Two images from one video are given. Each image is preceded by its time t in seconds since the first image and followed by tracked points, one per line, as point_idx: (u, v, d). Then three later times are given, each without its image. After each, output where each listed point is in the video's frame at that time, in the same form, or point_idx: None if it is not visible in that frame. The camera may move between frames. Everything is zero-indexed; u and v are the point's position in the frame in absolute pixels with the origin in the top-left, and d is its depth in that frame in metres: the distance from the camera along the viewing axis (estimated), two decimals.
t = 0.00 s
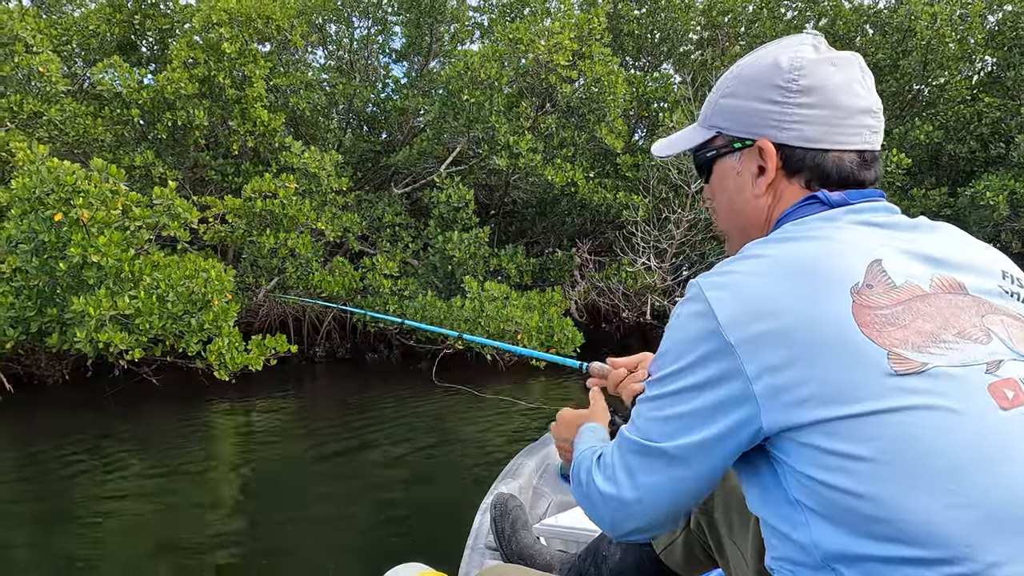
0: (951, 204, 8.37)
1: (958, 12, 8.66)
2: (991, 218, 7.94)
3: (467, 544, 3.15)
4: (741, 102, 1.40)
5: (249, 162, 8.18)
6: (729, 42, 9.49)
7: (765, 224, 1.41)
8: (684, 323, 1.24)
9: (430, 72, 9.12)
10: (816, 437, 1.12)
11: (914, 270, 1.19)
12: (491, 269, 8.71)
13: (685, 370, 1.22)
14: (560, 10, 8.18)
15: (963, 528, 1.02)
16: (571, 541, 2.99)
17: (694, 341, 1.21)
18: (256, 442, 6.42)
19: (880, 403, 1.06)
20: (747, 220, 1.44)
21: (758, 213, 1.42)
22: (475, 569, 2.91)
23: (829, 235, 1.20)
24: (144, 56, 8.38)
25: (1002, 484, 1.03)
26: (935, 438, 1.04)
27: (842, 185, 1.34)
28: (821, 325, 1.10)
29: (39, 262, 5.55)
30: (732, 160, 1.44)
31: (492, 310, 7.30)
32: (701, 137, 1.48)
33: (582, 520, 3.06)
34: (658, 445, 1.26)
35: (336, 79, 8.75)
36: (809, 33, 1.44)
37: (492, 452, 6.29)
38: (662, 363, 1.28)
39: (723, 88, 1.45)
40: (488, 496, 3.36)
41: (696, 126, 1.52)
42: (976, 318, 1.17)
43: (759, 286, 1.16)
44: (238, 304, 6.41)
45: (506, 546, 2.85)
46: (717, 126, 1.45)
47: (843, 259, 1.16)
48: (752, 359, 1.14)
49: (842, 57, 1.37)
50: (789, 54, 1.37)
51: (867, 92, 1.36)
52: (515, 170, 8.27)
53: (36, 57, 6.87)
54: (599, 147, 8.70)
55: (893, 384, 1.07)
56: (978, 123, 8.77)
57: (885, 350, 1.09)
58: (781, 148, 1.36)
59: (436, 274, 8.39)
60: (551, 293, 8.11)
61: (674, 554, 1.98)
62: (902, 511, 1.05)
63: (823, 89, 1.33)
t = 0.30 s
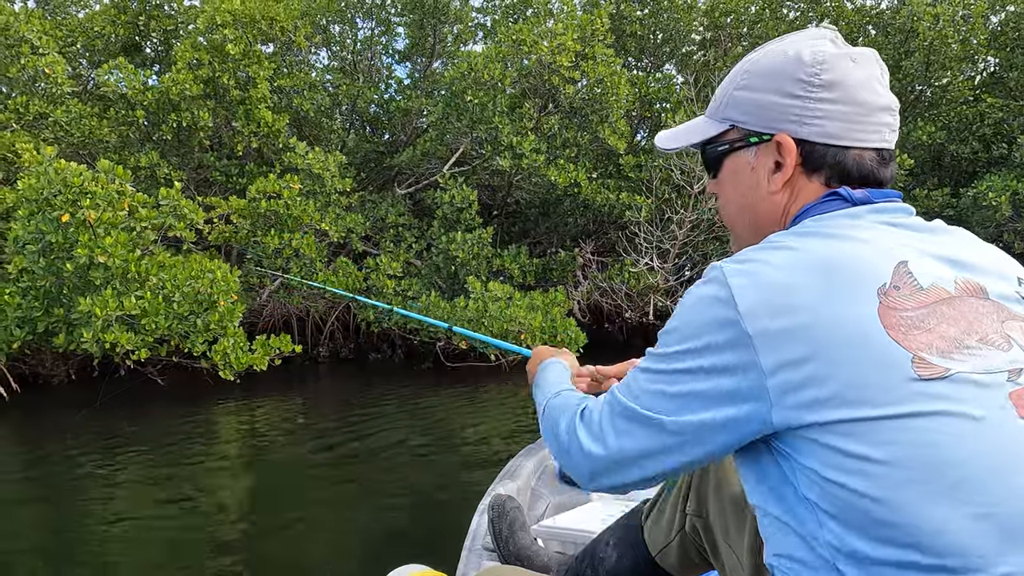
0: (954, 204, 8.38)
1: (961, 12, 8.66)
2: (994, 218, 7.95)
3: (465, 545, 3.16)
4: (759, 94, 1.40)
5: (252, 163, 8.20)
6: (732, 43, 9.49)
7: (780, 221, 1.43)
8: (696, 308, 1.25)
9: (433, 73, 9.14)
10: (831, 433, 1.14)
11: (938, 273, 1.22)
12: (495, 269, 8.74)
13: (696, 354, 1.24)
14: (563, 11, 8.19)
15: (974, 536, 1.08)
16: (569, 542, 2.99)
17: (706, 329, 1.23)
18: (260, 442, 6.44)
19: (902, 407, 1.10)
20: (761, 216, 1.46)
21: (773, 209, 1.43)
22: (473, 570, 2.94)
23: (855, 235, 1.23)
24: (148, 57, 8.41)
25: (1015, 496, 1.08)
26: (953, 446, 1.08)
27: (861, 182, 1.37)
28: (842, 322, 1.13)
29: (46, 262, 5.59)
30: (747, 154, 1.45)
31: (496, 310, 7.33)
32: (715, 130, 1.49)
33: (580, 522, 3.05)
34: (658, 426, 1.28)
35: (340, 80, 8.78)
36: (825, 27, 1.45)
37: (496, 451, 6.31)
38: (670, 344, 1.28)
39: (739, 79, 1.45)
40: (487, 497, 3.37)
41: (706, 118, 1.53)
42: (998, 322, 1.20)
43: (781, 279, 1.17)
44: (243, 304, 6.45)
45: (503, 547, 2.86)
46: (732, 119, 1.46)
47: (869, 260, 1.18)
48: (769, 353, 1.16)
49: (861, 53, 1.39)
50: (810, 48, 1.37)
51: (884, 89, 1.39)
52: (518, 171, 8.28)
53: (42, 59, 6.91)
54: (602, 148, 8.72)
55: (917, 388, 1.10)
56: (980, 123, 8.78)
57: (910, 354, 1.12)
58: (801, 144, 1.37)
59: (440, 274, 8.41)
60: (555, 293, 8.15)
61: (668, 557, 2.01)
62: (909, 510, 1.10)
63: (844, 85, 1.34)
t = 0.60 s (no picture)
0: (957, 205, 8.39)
1: (964, 13, 8.66)
2: (996, 219, 7.97)
3: (465, 544, 3.17)
4: (773, 86, 1.28)
5: (257, 163, 8.24)
6: (734, 44, 9.50)
7: (795, 218, 1.31)
8: (720, 312, 1.14)
9: (437, 73, 9.15)
10: (868, 441, 1.06)
11: (972, 275, 1.15)
12: (498, 270, 8.77)
13: (728, 363, 1.11)
14: (566, 12, 8.22)
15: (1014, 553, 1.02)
16: (567, 543, 3.04)
17: (733, 336, 1.11)
18: (262, 443, 6.43)
19: (943, 416, 1.03)
20: (773, 212, 1.34)
21: (787, 205, 1.31)
22: (472, 569, 2.96)
23: (887, 233, 1.14)
24: (153, 58, 8.44)
25: None
26: (996, 457, 1.02)
27: (877, 179, 1.27)
28: (883, 327, 1.05)
29: (53, 262, 5.62)
30: (760, 147, 1.32)
31: (500, 311, 7.37)
32: (727, 122, 1.36)
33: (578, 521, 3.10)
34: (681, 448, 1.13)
35: (343, 80, 8.82)
36: (842, 18, 1.34)
37: (499, 451, 6.32)
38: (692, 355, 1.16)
39: (753, 70, 1.32)
40: (486, 497, 3.38)
41: (718, 110, 1.39)
42: None
43: (819, 278, 1.09)
44: (249, 304, 6.48)
45: (502, 546, 2.89)
46: (746, 111, 1.32)
47: (903, 261, 1.10)
48: (806, 359, 1.06)
49: (881, 46, 1.27)
50: (828, 39, 1.26)
51: (904, 84, 1.28)
52: (521, 172, 8.30)
53: (49, 60, 6.96)
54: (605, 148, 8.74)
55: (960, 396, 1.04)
56: (983, 124, 8.79)
57: (949, 360, 1.06)
58: (817, 138, 1.26)
59: (443, 275, 8.43)
60: (558, 293, 8.18)
61: (667, 555, 2.05)
62: (947, 524, 1.03)
63: (864, 79, 1.23)
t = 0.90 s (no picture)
0: (960, 205, 8.39)
1: (966, 14, 8.66)
2: (999, 219, 7.97)
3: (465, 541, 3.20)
4: (762, 80, 1.22)
5: (261, 164, 8.27)
6: (736, 44, 9.51)
7: (792, 216, 1.23)
8: (771, 350, 0.98)
9: (440, 73, 9.17)
10: (930, 472, 0.94)
11: (1006, 285, 1.05)
12: (501, 270, 8.79)
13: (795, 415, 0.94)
14: (570, 13, 8.23)
15: None
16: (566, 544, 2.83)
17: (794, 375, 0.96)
18: (264, 442, 6.44)
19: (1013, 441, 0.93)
20: (768, 211, 1.26)
21: (783, 203, 1.23)
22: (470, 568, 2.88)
23: (914, 237, 1.04)
24: (157, 59, 8.48)
25: None
26: None
27: (871, 175, 1.19)
28: (940, 346, 0.95)
29: (60, 262, 5.65)
30: (751, 143, 1.26)
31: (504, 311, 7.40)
32: (719, 118, 1.31)
33: (581, 520, 2.82)
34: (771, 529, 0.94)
35: (347, 81, 8.86)
36: (837, 8, 1.26)
37: (502, 452, 6.31)
38: (743, 413, 1.00)
39: (742, 64, 1.27)
40: (487, 495, 3.34)
41: (713, 108, 1.35)
42: None
43: (867, 299, 0.96)
44: (254, 303, 6.50)
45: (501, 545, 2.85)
46: (736, 106, 1.27)
47: (951, 273, 1.00)
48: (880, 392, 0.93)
49: (877, 34, 1.19)
50: (818, 29, 1.18)
51: (901, 74, 1.20)
52: (524, 173, 8.31)
53: (54, 61, 7.00)
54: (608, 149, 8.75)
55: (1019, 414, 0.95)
56: (986, 124, 8.78)
57: (1009, 380, 0.96)
58: (805, 131, 1.18)
59: (446, 275, 8.45)
60: (562, 293, 8.22)
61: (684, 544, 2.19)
62: None
63: (855, 68, 1.15)
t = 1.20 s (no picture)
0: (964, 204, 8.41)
1: (969, 14, 8.67)
2: (1003, 219, 7.98)
3: (466, 541, 3.09)
4: (765, 63, 1.23)
5: (266, 164, 8.30)
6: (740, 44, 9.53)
7: (796, 202, 1.25)
8: (789, 353, 0.99)
9: (444, 74, 9.21)
10: (951, 473, 0.95)
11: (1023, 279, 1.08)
12: (505, 269, 8.82)
13: (810, 419, 0.96)
14: (573, 14, 8.26)
15: None
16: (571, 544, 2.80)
17: (812, 380, 0.96)
18: (269, 441, 6.47)
19: None
20: (772, 197, 1.27)
21: (787, 189, 1.25)
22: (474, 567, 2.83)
23: (934, 231, 1.06)
24: (162, 59, 8.52)
25: None
26: None
27: (877, 161, 1.20)
28: (958, 349, 0.96)
29: (67, 262, 5.67)
30: (754, 128, 1.27)
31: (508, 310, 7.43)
32: (721, 103, 1.33)
33: (584, 518, 2.81)
34: (782, 533, 0.96)
35: (351, 81, 8.89)
36: None
37: (506, 449, 6.34)
38: (753, 414, 1.03)
39: (745, 48, 1.28)
40: (488, 492, 3.33)
41: (714, 92, 1.36)
42: None
43: (885, 300, 0.97)
44: (259, 302, 6.53)
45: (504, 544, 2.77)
46: (738, 91, 1.29)
47: (971, 273, 1.02)
48: (901, 398, 0.93)
49: (884, 14, 1.19)
50: (822, 9, 1.19)
51: (909, 54, 1.20)
52: (528, 173, 8.34)
53: (61, 61, 7.05)
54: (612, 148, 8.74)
55: None
56: (989, 124, 8.80)
57: None
58: (809, 115, 1.19)
59: (450, 274, 8.48)
60: (566, 292, 8.25)
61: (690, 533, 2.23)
62: None
63: (859, 50, 1.16)
